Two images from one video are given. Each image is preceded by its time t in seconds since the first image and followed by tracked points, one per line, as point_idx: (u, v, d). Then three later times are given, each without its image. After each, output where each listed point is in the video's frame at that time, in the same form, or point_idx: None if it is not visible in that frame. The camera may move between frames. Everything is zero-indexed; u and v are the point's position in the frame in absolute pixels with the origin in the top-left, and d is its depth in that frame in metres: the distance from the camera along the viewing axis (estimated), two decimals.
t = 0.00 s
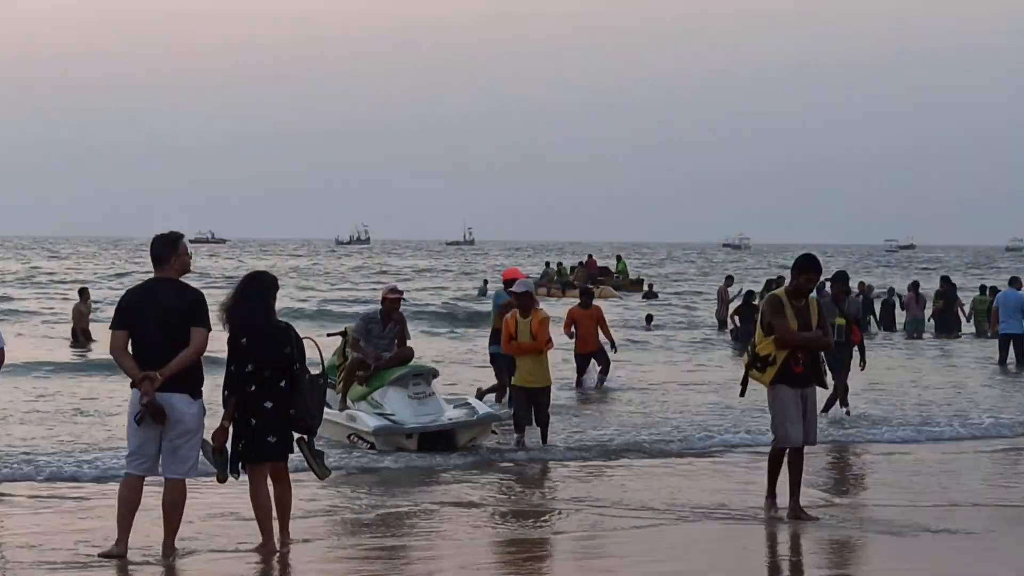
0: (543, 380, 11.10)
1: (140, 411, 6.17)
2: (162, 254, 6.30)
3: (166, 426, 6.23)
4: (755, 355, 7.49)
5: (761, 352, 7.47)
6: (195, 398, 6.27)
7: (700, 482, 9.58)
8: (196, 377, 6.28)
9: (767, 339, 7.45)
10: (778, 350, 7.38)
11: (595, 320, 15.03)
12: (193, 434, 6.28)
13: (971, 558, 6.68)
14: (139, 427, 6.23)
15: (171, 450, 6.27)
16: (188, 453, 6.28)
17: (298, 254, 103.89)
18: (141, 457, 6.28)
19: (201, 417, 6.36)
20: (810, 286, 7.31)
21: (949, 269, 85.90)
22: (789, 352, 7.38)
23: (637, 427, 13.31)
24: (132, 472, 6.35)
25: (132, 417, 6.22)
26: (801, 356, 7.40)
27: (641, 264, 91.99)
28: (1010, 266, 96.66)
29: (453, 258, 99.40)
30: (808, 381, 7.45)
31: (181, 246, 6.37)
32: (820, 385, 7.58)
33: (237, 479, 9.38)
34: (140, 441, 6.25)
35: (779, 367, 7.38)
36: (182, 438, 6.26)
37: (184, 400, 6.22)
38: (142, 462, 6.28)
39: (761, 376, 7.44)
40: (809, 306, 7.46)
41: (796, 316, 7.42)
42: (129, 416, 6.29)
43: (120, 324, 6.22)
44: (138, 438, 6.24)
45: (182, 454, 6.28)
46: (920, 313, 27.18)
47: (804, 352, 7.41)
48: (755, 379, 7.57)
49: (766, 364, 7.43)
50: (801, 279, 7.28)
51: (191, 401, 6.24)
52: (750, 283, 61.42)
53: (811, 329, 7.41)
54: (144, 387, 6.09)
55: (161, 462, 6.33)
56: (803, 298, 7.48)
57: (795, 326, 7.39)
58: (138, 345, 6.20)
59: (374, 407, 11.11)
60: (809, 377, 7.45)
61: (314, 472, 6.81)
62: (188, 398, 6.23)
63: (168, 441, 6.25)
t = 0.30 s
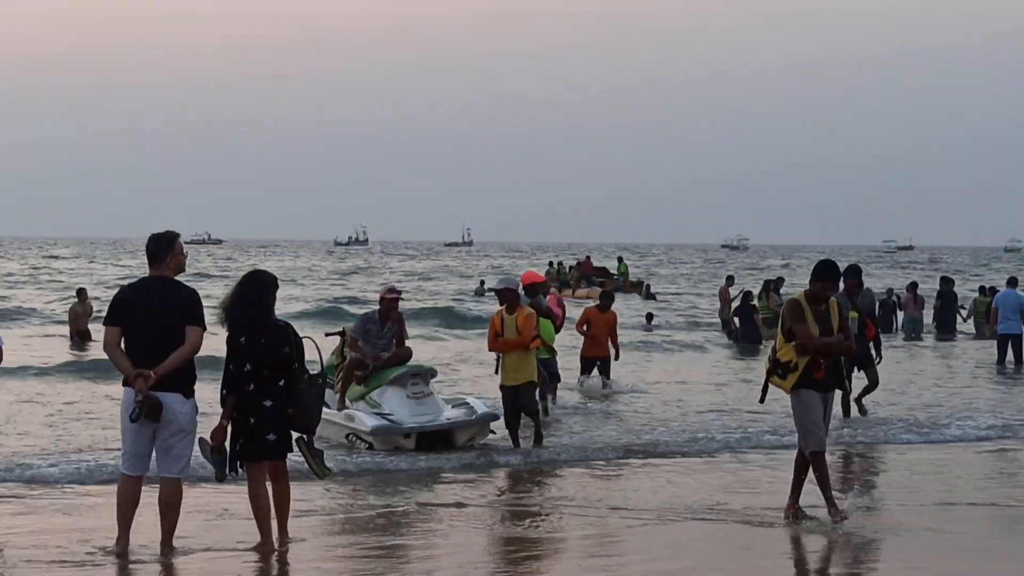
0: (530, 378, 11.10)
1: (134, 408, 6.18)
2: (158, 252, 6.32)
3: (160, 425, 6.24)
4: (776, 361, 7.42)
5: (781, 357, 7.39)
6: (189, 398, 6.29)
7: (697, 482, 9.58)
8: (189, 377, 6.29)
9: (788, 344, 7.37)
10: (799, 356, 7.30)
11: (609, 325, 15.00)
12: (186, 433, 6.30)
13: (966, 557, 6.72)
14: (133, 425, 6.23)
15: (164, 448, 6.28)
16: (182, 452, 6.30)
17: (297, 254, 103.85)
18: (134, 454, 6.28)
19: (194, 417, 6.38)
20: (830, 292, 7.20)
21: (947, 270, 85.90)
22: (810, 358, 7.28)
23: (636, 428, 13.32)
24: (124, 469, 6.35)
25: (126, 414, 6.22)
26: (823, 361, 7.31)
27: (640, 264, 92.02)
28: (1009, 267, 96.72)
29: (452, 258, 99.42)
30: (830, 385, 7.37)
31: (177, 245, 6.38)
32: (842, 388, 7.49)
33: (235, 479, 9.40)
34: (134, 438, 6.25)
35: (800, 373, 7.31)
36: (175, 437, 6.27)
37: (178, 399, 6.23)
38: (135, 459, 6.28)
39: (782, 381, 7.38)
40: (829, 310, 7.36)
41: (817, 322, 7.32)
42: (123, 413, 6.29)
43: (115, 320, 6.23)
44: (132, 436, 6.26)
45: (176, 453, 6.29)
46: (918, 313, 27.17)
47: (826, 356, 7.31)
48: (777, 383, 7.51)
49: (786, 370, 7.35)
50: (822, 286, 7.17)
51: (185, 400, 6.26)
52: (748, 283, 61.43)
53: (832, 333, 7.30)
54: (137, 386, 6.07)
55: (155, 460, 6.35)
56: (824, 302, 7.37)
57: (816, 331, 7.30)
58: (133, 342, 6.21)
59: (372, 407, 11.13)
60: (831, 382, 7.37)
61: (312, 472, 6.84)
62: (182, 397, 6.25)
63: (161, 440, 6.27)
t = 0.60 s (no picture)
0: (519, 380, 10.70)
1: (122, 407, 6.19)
2: (142, 251, 6.35)
3: (149, 423, 6.27)
4: (800, 360, 7.28)
5: (806, 356, 7.25)
6: (176, 396, 6.30)
7: (695, 481, 9.59)
8: (177, 375, 6.31)
9: (812, 343, 7.24)
10: (824, 354, 7.18)
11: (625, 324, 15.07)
12: (175, 431, 6.31)
13: (969, 556, 6.69)
14: (122, 423, 6.25)
15: (154, 446, 6.30)
16: (172, 450, 6.31)
17: (296, 255, 103.86)
18: (124, 452, 6.31)
19: (182, 414, 6.39)
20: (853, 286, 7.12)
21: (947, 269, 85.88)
22: (835, 355, 7.17)
23: (635, 427, 13.33)
24: (115, 468, 6.37)
25: (114, 413, 6.24)
26: (847, 357, 7.20)
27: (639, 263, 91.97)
28: (1008, 266, 96.74)
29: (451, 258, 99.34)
30: (855, 381, 7.26)
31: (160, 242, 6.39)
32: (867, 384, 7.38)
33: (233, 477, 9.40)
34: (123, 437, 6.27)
35: (826, 371, 7.19)
36: (164, 435, 6.28)
37: (165, 397, 6.25)
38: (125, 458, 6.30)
39: (808, 381, 7.25)
40: (850, 305, 7.27)
41: (838, 318, 7.23)
42: (111, 412, 6.31)
43: (100, 319, 6.24)
44: (120, 435, 6.28)
45: (166, 451, 6.31)
46: (918, 312, 27.13)
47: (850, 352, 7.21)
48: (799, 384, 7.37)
49: (812, 369, 7.22)
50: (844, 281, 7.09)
51: (173, 398, 6.28)
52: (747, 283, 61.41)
53: (855, 328, 7.20)
54: (126, 384, 6.10)
55: (145, 458, 6.37)
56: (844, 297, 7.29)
57: (839, 327, 7.19)
58: (119, 340, 6.22)
59: (371, 405, 11.15)
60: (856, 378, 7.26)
61: (312, 470, 6.85)
62: (169, 395, 6.26)
63: (151, 438, 6.29)
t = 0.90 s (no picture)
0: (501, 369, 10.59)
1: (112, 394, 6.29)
2: (129, 239, 6.38)
3: (139, 410, 6.36)
4: (818, 349, 7.24)
5: (824, 345, 7.21)
6: (165, 382, 6.41)
7: (694, 470, 9.59)
8: (166, 361, 6.41)
9: (831, 333, 7.20)
10: (843, 345, 7.14)
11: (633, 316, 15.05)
12: (165, 417, 6.42)
13: (968, 544, 6.70)
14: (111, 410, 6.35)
15: (144, 432, 6.41)
16: (162, 436, 6.43)
17: (295, 244, 103.75)
18: (115, 439, 6.40)
19: (171, 400, 6.49)
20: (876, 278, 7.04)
21: (948, 258, 85.78)
22: (854, 346, 7.13)
23: (635, 415, 13.32)
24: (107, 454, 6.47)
25: (103, 400, 6.34)
26: (867, 349, 7.16)
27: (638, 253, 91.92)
28: (1007, 255, 96.65)
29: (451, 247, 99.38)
30: (874, 372, 7.22)
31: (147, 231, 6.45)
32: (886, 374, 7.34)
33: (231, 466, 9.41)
34: (113, 423, 6.37)
35: (843, 361, 7.15)
36: (154, 422, 6.39)
37: (154, 384, 6.35)
38: (116, 444, 6.40)
39: (826, 371, 7.21)
40: (873, 296, 7.20)
41: (859, 308, 7.16)
42: (101, 399, 6.40)
43: (89, 307, 6.30)
44: (111, 422, 6.37)
45: (156, 437, 6.43)
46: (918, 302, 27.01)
47: (869, 344, 7.16)
48: (816, 372, 7.34)
49: (829, 359, 7.18)
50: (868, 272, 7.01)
51: (161, 385, 6.38)
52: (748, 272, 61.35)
53: (876, 319, 7.15)
54: (116, 371, 6.21)
55: (136, 444, 6.47)
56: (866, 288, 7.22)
57: (859, 318, 7.13)
58: (108, 328, 6.30)
59: (371, 394, 11.15)
60: (875, 369, 7.22)
61: (312, 458, 6.86)
62: (158, 381, 6.37)
63: (141, 424, 6.38)
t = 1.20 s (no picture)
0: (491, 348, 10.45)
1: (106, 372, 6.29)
2: (119, 216, 6.39)
3: (134, 386, 6.38)
4: (847, 324, 7.12)
5: (853, 321, 7.09)
6: (159, 358, 6.43)
7: (694, 448, 9.60)
8: (159, 338, 6.43)
9: (861, 308, 7.08)
10: (871, 320, 7.00)
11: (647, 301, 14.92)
12: (159, 393, 6.45)
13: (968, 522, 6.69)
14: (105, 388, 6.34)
15: (139, 409, 6.44)
16: (157, 411, 6.47)
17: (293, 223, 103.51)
18: (110, 417, 6.40)
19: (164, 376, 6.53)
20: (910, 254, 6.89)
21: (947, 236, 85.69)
22: (883, 322, 6.99)
23: (634, 394, 13.33)
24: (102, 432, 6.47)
25: (96, 378, 6.33)
26: (896, 327, 7.00)
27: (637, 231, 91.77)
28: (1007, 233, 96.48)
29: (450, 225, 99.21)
30: (904, 352, 7.05)
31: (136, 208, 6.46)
32: (917, 356, 7.17)
33: (229, 444, 9.40)
34: (107, 401, 6.37)
35: (871, 337, 7.01)
36: (149, 398, 6.43)
37: (148, 360, 6.37)
38: (112, 421, 6.40)
39: (852, 347, 7.08)
40: (907, 274, 7.05)
41: (892, 285, 7.02)
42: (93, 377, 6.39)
43: (81, 285, 6.30)
44: (106, 400, 6.37)
45: (152, 413, 6.46)
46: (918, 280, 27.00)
47: (899, 322, 7.01)
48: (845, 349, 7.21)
49: (857, 334, 7.06)
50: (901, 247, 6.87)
51: (155, 361, 6.40)
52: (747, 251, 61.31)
53: (908, 297, 7.00)
54: (110, 349, 6.21)
55: (131, 421, 6.49)
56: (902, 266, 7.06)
57: (891, 294, 6.99)
58: (100, 306, 6.30)
59: (370, 370, 11.18)
60: (904, 349, 7.05)
61: (311, 436, 6.87)
62: (152, 358, 6.38)
63: (137, 401, 6.41)
